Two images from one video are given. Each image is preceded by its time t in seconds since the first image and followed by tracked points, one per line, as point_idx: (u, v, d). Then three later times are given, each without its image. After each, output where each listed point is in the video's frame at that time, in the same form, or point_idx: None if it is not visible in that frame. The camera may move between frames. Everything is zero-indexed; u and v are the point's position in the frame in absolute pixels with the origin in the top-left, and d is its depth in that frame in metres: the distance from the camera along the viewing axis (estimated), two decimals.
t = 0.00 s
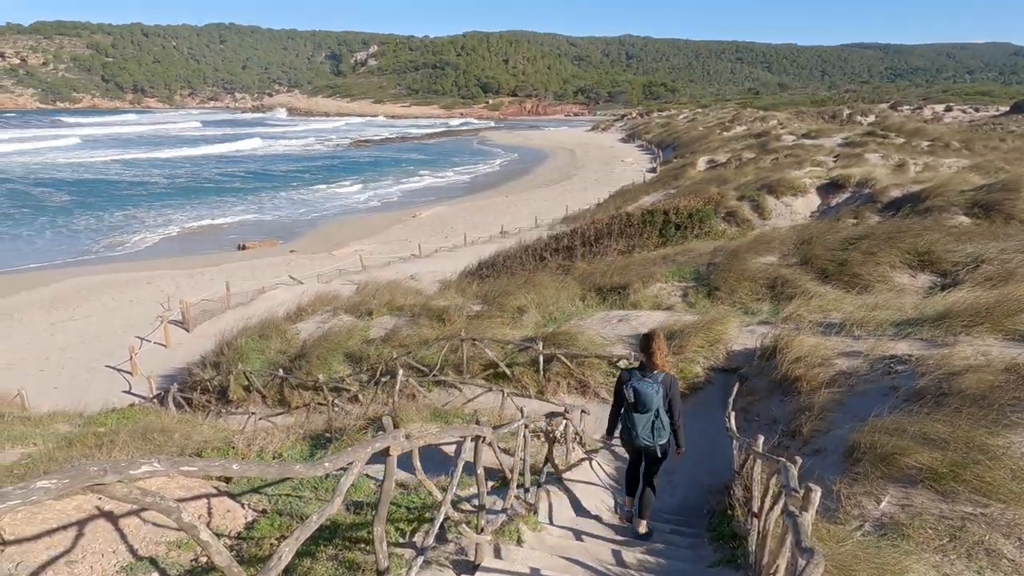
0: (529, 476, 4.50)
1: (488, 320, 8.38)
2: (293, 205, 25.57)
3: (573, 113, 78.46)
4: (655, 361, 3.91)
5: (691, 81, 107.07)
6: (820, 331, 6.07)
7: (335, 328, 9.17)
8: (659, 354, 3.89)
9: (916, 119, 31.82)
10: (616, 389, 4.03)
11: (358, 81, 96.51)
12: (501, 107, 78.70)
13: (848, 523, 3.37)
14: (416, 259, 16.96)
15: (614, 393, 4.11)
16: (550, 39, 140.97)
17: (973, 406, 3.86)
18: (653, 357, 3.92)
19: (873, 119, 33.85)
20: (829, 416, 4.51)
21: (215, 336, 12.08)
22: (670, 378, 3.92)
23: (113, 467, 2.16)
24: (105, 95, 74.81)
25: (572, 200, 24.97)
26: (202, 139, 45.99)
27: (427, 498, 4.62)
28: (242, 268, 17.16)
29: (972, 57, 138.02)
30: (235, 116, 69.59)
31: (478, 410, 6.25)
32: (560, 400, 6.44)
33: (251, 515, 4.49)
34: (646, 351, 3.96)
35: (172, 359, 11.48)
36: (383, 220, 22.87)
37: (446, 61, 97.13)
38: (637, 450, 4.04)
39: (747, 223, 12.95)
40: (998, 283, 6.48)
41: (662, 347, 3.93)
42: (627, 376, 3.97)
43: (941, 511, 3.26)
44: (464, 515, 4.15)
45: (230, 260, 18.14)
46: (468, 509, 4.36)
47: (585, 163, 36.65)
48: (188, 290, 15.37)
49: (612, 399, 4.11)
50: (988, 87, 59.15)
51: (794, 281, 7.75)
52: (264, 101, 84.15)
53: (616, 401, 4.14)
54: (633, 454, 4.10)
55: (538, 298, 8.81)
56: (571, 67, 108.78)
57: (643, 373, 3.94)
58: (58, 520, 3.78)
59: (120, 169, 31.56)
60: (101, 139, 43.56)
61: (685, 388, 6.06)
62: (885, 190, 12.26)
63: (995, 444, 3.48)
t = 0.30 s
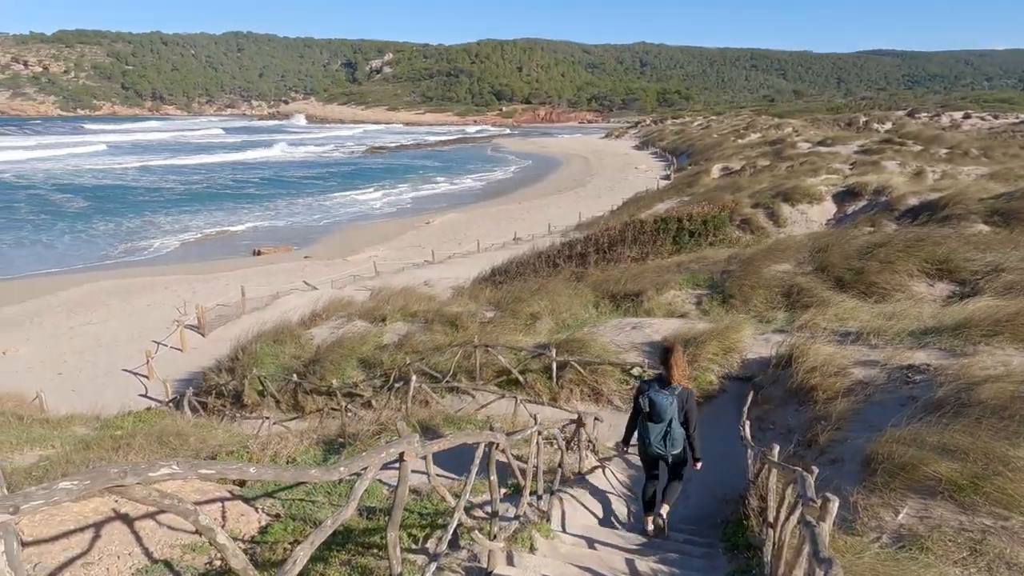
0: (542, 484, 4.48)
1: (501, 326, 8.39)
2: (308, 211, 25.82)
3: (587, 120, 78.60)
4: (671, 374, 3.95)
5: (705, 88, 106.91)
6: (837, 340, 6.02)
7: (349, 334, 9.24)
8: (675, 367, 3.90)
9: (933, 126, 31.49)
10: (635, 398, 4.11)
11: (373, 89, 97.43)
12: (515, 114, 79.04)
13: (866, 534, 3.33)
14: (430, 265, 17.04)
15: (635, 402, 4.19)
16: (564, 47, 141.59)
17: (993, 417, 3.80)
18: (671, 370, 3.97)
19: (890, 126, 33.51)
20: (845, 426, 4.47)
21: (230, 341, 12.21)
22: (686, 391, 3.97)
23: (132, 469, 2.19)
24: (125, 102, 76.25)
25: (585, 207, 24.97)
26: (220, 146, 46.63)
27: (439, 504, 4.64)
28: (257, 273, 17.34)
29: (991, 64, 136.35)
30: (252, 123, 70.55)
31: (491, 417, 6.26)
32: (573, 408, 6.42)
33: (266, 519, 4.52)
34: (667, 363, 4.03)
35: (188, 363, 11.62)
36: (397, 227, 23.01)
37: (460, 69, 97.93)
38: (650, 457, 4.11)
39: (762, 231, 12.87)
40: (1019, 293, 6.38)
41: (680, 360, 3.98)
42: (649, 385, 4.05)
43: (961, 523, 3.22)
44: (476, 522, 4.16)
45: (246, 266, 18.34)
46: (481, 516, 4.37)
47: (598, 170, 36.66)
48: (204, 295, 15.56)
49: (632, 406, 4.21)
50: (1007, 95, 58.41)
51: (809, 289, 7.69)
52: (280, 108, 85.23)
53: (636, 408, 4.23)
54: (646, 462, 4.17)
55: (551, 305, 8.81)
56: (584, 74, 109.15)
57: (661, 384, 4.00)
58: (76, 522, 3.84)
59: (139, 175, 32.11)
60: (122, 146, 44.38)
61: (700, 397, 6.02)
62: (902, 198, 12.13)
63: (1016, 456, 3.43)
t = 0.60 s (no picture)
0: (553, 491, 4.47)
1: (512, 332, 8.41)
2: (322, 217, 26.04)
3: (600, 127, 78.68)
4: (694, 379, 4.10)
5: (719, 95, 106.58)
6: (852, 349, 5.95)
7: (362, 339, 9.30)
8: (699, 373, 4.06)
9: (952, 133, 31.09)
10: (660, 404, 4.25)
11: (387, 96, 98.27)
12: (528, 121, 79.29)
13: (881, 546, 3.29)
14: (442, 271, 17.11)
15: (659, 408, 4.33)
16: (578, 54, 141.96)
17: (1012, 427, 3.73)
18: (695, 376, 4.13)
19: (907, 133, 33.15)
20: (860, 436, 4.42)
21: (244, 346, 12.32)
22: (710, 397, 4.11)
23: (150, 471, 2.22)
24: (144, 110, 77.69)
25: (597, 213, 24.95)
26: (236, 153, 47.27)
27: (451, 510, 4.64)
28: (272, 279, 17.51)
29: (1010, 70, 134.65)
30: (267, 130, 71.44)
31: (502, 423, 6.26)
32: (585, 414, 6.40)
33: (278, 523, 4.55)
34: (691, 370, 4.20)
35: (202, 367, 11.75)
36: (410, 233, 23.15)
37: (473, 77, 98.47)
38: (673, 461, 4.21)
39: (776, 238, 12.79)
40: None
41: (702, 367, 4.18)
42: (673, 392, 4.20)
43: (979, 535, 3.16)
44: (487, 528, 4.17)
45: (261, 271, 18.54)
46: (492, 522, 4.37)
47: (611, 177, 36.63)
48: (219, 300, 15.74)
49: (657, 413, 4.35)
50: None
51: (824, 298, 7.64)
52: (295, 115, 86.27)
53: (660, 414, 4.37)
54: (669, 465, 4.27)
55: (563, 311, 8.81)
56: (598, 81, 109.24)
57: (684, 390, 4.16)
58: (91, 524, 3.89)
59: (157, 182, 32.62)
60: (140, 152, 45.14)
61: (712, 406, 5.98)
62: (920, 205, 11.98)
63: None
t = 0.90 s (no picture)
0: (564, 498, 4.47)
1: (524, 339, 8.41)
2: (335, 223, 26.25)
3: (613, 134, 78.72)
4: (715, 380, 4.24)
5: (732, 102, 106.22)
6: (866, 357, 5.90)
7: (374, 345, 9.35)
8: (721, 373, 4.19)
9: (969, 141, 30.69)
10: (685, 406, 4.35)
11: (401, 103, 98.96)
12: (540, 128, 79.50)
13: (896, 556, 3.25)
14: (454, 278, 17.17)
15: (683, 410, 4.43)
16: (590, 62, 142.25)
17: None
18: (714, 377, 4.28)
19: (923, 140, 32.76)
20: (875, 445, 4.37)
21: (258, 351, 12.42)
22: (730, 396, 4.27)
23: (165, 473, 2.26)
24: (160, 117, 79.12)
25: (609, 220, 24.91)
26: (251, 159, 47.82)
27: (462, 516, 4.65)
28: (285, 284, 17.66)
29: None
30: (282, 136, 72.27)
31: (514, 430, 6.26)
32: (596, 422, 6.38)
33: (290, 527, 4.58)
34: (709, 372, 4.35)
35: (216, 372, 11.86)
36: (423, 239, 23.26)
37: (486, 84, 98.94)
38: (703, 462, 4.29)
39: (790, 245, 12.70)
40: None
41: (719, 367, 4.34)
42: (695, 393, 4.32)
43: (997, 548, 3.11)
44: (498, 535, 4.17)
45: (274, 277, 18.72)
46: (502, 529, 4.38)
47: (623, 184, 36.58)
48: (233, 305, 15.90)
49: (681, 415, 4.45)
50: None
51: (838, 306, 7.57)
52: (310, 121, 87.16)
53: (683, 415, 4.47)
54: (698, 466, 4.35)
55: (575, 318, 8.80)
56: (610, 88, 109.30)
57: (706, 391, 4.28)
58: (105, 528, 3.95)
59: (173, 188, 33.07)
60: (158, 159, 45.82)
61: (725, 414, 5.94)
62: (936, 213, 11.86)
63: None
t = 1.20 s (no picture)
0: (575, 506, 4.44)
1: (535, 346, 8.41)
2: (347, 230, 26.44)
3: (624, 142, 78.77)
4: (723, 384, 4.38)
5: (744, 110, 105.98)
6: (881, 367, 5.83)
7: (386, 351, 9.39)
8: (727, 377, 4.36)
9: (987, 148, 30.35)
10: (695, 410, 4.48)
11: (413, 110, 99.68)
12: (552, 136, 79.71)
13: (912, 568, 3.21)
14: (465, 284, 17.23)
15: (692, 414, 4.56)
16: (602, 69, 142.75)
17: None
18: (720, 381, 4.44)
19: (938, 147, 32.45)
20: (890, 455, 4.31)
21: (270, 357, 12.52)
22: (735, 397, 4.44)
23: (178, 476, 2.29)
24: (177, 125, 80.35)
25: (621, 228, 24.89)
26: (266, 166, 48.34)
27: (472, 523, 4.64)
28: (298, 290, 17.80)
29: None
30: (295, 143, 73.05)
31: (525, 437, 6.25)
32: (607, 429, 6.35)
33: (301, 533, 4.60)
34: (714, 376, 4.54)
35: (228, 377, 11.96)
36: (434, 246, 23.37)
37: (498, 92, 99.43)
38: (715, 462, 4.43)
39: (804, 253, 12.62)
40: None
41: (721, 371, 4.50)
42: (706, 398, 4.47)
43: (1015, 561, 3.06)
44: (508, 543, 4.16)
45: (287, 283, 18.88)
46: (513, 537, 4.37)
47: (635, 191, 36.54)
48: (246, 311, 16.04)
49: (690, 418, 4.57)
50: None
51: (852, 314, 7.51)
52: (323, 129, 88.06)
53: (692, 418, 4.60)
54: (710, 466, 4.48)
55: (586, 326, 8.79)
56: (622, 96, 109.45)
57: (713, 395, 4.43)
58: (119, 531, 3.99)
59: (189, 194, 33.51)
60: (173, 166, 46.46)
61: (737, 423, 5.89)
62: (952, 221, 11.73)
63: None
